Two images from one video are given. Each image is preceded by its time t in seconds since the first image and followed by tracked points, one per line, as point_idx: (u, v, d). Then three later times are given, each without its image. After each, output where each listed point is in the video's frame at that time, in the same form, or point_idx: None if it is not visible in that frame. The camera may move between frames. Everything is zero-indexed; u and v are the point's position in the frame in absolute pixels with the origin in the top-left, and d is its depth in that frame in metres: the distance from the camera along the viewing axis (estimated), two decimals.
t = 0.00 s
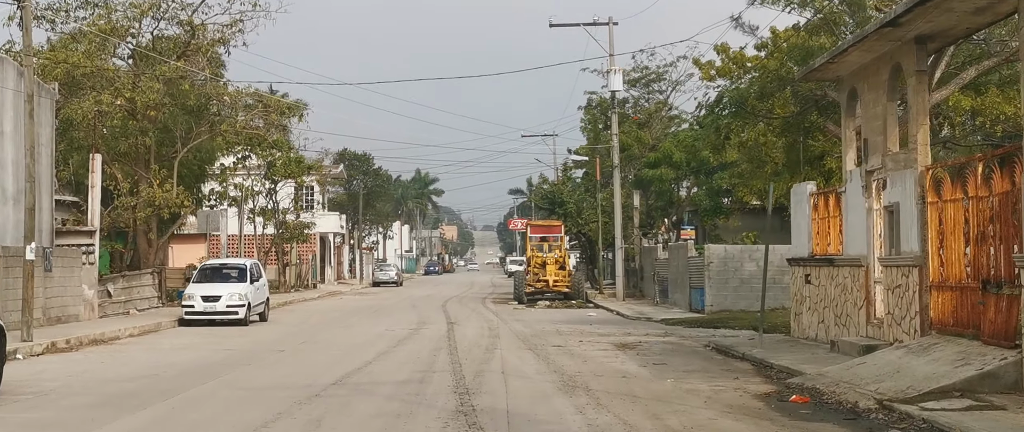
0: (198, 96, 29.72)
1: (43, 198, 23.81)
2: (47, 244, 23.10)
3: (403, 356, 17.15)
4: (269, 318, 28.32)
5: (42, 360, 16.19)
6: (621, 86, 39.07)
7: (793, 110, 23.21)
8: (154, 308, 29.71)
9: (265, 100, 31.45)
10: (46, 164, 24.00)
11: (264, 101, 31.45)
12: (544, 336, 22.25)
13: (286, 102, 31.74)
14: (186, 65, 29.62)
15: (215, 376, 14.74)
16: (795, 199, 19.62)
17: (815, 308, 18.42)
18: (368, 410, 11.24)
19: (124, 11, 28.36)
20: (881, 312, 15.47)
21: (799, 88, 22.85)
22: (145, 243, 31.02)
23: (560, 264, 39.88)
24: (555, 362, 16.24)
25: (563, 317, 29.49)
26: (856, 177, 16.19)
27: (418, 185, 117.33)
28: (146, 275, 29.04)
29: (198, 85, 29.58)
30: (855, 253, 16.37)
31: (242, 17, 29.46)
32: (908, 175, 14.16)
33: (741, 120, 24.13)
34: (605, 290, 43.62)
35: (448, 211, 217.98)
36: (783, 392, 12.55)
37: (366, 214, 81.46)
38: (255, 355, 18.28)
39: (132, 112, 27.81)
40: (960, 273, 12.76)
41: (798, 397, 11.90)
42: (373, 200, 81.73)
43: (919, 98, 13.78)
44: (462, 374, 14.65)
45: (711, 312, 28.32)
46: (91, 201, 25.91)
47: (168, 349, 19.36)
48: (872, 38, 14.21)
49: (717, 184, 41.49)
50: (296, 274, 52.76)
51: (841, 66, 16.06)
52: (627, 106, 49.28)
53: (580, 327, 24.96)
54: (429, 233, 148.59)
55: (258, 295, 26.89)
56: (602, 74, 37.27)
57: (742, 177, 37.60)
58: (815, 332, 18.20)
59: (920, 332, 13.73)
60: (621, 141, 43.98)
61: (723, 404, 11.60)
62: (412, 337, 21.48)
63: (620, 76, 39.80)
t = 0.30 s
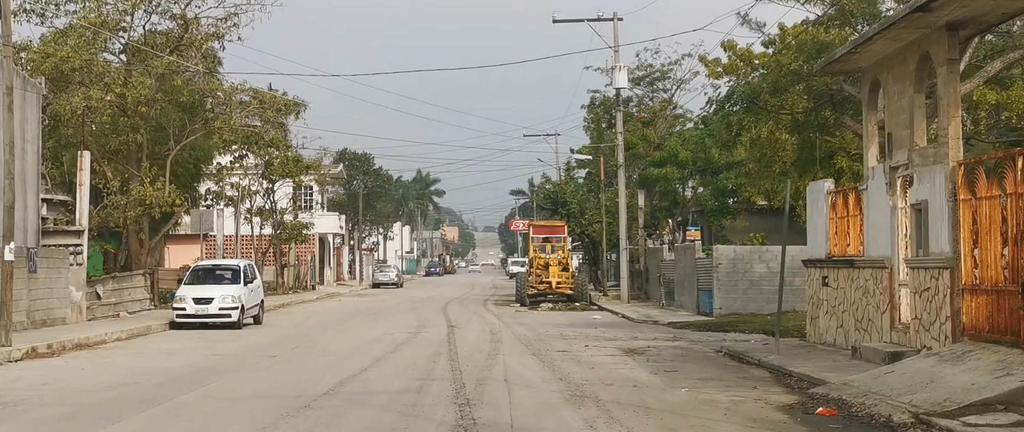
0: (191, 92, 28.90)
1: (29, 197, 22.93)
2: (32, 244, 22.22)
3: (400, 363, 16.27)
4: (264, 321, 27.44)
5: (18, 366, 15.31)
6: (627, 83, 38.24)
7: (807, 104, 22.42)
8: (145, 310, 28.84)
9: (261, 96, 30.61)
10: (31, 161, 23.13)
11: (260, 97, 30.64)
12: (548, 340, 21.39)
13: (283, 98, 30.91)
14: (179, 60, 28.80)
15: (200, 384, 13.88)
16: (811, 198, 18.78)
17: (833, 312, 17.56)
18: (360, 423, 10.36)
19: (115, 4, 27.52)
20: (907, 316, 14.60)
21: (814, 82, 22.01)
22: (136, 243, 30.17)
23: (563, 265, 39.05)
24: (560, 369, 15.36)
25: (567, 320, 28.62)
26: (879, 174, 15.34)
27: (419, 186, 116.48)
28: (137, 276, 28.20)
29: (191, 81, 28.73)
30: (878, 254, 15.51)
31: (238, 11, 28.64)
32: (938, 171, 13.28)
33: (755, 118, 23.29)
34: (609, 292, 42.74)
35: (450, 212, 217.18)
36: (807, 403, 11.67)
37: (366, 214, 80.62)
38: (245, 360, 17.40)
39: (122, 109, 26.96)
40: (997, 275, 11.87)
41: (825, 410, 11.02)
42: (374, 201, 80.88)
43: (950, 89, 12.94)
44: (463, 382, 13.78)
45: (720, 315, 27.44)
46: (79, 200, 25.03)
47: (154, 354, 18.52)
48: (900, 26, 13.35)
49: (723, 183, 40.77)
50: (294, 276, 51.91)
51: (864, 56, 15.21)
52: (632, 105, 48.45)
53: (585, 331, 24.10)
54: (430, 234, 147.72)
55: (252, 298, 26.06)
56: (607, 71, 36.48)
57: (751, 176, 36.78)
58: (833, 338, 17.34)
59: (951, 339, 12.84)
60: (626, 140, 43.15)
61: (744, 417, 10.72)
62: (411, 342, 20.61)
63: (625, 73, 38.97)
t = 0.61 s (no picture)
0: (184, 87, 28.07)
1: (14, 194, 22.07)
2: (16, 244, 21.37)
3: (398, 369, 15.42)
4: (258, 323, 26.59)
5: None
6: (632, 79, 37.38)
7: (823, 98, 21.54)
8: (137, 312, 27.98)
9: (257, 91, 29.77)
10: (17, 157, 22.24)
11: (256, 92, 29.81)
12: (553, 344, 20.54)
13: (280, 93, 30.08)
14: (171, 54, 27.95)
15: (184, 393, 13.03)
16: (828, 195, 17.91)
17: (853, 315, 16.69)
18: None
19: None
20: (935, 320, 13.74)
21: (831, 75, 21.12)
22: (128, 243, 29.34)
23: (567, 266, 38.17)
24: (567, 377, 14.50)
25: (572, 323, 27.79)
26: (905, 169, 14.47)
27: (420, 186, 115.65)
28: (128, 277, 27.35)
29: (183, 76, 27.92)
30: (903, 254, 14.64)
31: (232, 4, 27.78)
32: (970, 165, 12.41)
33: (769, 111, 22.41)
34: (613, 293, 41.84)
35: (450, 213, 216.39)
36: (834, 415, 10.81)
37: (367, 215, 79.74)
38: (235, 366, 16.55)
39: (113, 105, 26.12)
40: None
41: (856, 423, 10.16)
42: (373, 201, 80.05)
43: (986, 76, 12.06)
44: (464, 391, 12.93)
45: (730, 318, 26.63)
46: (67, 198, 24.15)
47: (141, 358, 17.68)
48: (931, 9, 12.47)
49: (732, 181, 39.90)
50: (292, 277, 51.09)
51: (890, 44, 14.34)
52: (636, 103, 47.62)
53: (590, 334, 23.26)
54: (430, 235, 146.89)
55: (246, 299, 25.21)
56: (611, 67, 35.68)
57: (760, 175, 35.95)
58: (855, 342, 16.48)
59: (987, 344, 11.96)
60: (630, 137, 42.32)
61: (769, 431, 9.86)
62: (409, 345, 19.78)
63: (630, 69, 38.09)
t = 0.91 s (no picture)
0: (176, 84, 27.25)
1: None
2: None
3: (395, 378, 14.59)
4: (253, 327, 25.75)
5: None
6: (636, 77, 36.55)
7: (837, 94, 20.52)
8: (127, 315, 27.10)
9: (251, 88, 28.86)
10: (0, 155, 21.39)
11: (251, 89, 28.96)
12: (558, 349, 19.70)
13: (275, 90, 29.21)
14: (163, 50, 27.13)
15: (166, 404, 12.19)
16: (848, 193, 17.07)
17: (875, 319, 15.86)
18: None
19: None
20: (967, 326, 12.91)
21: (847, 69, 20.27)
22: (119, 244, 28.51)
23: (570, 268, 37.27)
24: (574, 386, 13.65)
25: (577, 326, 26.96)
26: (933, 164, 13.64)
27: (421, 187, 114.79)
28: (118, 280, 26.48)
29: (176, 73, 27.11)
30: (931, 256, 13.79)
31: None
32: (1007, 159, 11.58)
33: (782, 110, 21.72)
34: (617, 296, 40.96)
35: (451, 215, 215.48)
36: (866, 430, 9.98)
37: (367, 216, 78.83)
38: (223, 373, 15.72)
39: (102, 101, 25.29)
40: None
41: None
42: (373, 202, 79.18)
43: None
44: (464, 402, 12.10)
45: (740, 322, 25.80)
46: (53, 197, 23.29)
47: (126, 365, 16.85)
48: None
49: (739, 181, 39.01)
50: (289, 279, 50.25)
51: (918, 31, 13.51)
52: (639, 102, 46.78)
53: (596, 338, 22.42)
54: (431, 236, 146.00)
55: (239, 302, 24.38)
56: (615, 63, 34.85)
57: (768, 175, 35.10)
58: (877, 348, 15.65)
59: None
60: (635, 136, 41.49)
61: None
62: (408, 351, 18.94)
63: (634, 67, 37.23)
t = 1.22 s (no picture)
0: (168, 76, 26.40)
1: None
2: None
3: (392, 383, 13.74)
4: (247, 327, 24.90)
5: None
6: (642, 70, 35.69)
7: (854, 84, 19.64)
8: (117, 316, 26.24)
9: (247, 81, 28.00)
10: None
11: (247, 82, 28.12)
12: (564, 351, 18.85)
13: (271, 83, 28.35)
14: (154, 41, 26.25)
15: (145, 413, 11.38)
16: (869, 187, 16.21)
17: (900, 320, 15.01)
18: None
19: None
20: (1004, 327, 12.05)
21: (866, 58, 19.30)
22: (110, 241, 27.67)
23: (573, 266, 36.38)
24: (582, 392, 12.82)
25: (582, 326, 26.11)
26: (965, 154, 12.77)
27: (423, 185, 113.90)
28: (109, 278, 25.64)
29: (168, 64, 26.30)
30: (963, 253, 12.94)
31: None
32: None
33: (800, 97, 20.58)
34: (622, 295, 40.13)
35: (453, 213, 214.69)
36: None
37: (368, 214, 77.94)
38: (211, 377, 14.88)
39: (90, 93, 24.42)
40: None
41: None
42: (374, 200, 78.31)
43: None
44: (466, 410, 11.27)
45: (751, 321, 24.94)
46: (39, 192, 22.38)
47: (109, 367, 16.03)
48: None
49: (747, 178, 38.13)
50: (288, 277, 49.41)
51: (950, 12, 12.64)
52: (644, 97, 45.88)
53: (602, 339, 21.58)
54: (433, 234, 145.20)
55: (233, 302, 23.57)
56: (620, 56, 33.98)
57: (777, 170, 34.20)
58: (904, 350, 14.76)
59: None
60: (640, 130, 40.64)
61: None
62: (407, 353, 18.10)
63: (640, 60, 36.35)
